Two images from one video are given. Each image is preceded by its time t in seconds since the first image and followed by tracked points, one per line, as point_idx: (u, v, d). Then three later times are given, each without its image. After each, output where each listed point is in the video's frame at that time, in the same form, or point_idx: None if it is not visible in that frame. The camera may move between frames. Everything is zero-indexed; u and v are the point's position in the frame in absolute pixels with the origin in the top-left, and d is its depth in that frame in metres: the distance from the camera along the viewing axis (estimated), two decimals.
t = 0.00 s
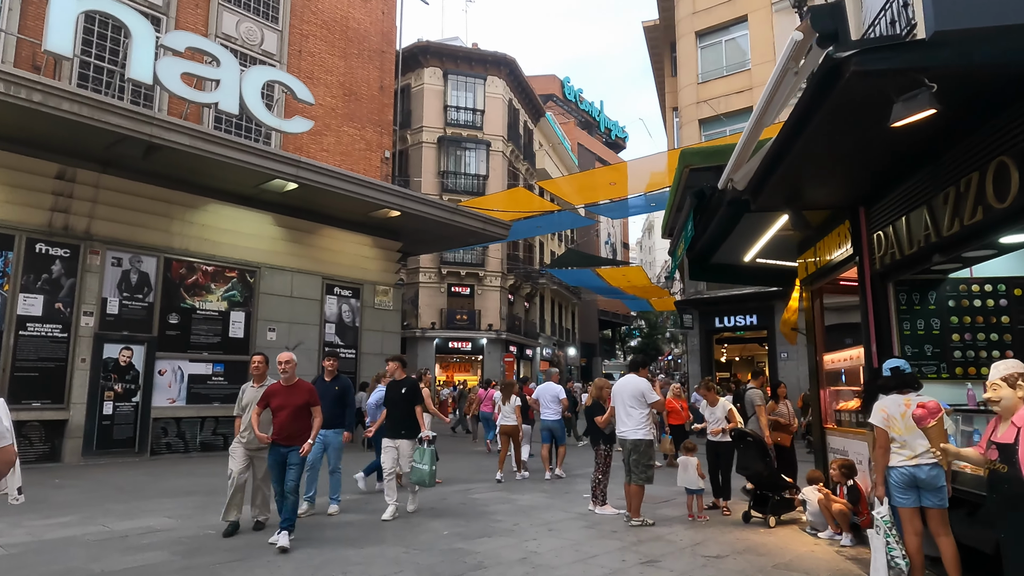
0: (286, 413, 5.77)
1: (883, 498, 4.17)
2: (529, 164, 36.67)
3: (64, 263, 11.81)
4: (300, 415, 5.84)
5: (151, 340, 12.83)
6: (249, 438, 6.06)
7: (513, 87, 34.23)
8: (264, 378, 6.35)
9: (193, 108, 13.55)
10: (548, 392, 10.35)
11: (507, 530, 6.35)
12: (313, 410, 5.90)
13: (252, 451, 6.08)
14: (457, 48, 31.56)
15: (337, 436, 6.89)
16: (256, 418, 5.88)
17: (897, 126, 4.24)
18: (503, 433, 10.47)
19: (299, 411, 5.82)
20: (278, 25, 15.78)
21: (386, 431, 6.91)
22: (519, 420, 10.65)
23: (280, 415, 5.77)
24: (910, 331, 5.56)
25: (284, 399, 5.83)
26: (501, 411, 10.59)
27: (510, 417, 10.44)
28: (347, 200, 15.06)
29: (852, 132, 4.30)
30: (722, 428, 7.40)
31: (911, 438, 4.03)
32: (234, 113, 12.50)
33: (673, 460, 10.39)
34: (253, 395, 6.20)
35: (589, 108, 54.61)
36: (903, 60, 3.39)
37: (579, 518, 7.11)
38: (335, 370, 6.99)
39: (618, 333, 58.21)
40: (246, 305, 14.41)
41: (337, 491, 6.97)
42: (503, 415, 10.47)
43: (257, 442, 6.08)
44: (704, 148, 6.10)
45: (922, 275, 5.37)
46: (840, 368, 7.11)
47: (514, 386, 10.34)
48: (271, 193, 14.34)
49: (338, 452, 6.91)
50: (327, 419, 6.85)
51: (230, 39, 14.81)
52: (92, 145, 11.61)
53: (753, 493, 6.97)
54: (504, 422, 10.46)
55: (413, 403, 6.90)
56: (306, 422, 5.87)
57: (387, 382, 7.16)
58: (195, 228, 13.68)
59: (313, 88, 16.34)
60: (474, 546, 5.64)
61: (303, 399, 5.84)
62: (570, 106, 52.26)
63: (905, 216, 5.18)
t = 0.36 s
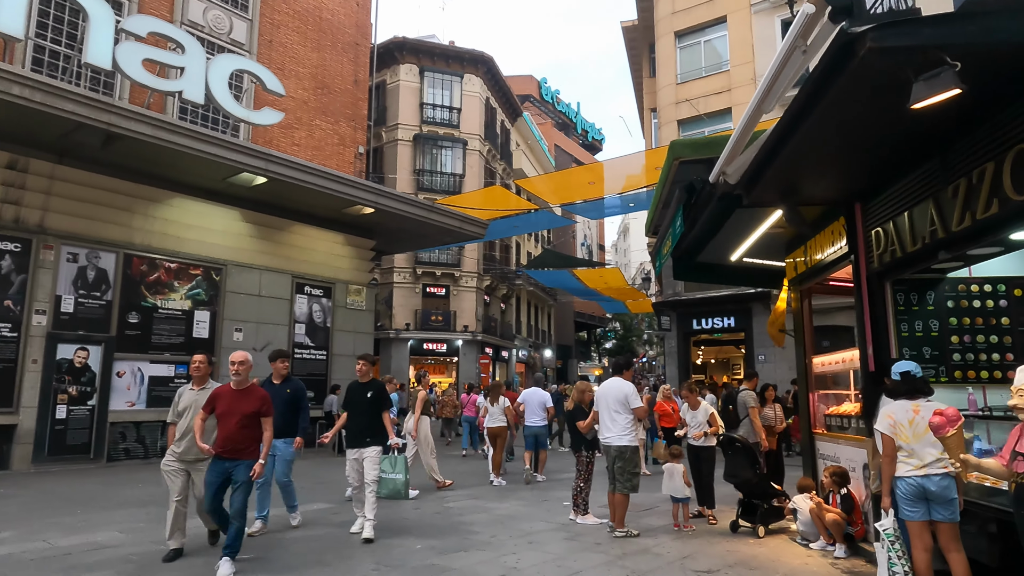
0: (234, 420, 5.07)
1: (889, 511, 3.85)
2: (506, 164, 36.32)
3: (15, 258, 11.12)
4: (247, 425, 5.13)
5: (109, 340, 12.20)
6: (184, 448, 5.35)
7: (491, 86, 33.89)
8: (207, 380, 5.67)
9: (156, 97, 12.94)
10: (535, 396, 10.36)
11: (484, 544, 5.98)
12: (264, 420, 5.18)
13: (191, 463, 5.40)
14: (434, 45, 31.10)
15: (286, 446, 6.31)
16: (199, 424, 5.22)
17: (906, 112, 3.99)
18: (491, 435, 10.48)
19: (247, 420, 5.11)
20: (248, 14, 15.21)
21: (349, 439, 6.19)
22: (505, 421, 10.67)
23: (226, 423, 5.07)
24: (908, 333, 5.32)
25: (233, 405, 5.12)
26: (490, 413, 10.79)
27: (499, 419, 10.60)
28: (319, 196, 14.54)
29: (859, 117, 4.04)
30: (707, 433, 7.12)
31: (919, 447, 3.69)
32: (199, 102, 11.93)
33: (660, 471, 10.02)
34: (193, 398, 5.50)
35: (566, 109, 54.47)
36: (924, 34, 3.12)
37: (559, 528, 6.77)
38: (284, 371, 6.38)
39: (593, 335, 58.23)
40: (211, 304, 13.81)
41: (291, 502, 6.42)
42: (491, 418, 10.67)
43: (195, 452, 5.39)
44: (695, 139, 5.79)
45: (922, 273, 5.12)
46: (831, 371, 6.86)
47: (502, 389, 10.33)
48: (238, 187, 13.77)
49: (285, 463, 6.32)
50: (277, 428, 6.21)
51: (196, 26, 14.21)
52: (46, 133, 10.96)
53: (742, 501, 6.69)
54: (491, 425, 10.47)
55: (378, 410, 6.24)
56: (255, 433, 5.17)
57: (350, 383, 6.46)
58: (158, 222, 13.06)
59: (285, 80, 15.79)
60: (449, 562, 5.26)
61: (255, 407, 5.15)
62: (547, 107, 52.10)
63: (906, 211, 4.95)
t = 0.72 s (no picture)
0: (157, 417, 4.38)
1: (887, 509, 3.68)
2: (476, 159, 35.89)
3: None
4: (173, 424, 4.42)
5: (52, 333, 11.50)
6: (102, 454, 4.75)
7: (461, 80, 33.43)
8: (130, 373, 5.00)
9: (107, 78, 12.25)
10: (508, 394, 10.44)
11: (448, 549, 5.62)
12: (193, 419, 4.49)
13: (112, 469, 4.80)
14: (404, 36, 30.51)
15: (226, 446, 5.45)
16: (114, 423, 4.45)
17: (905, 83, 3.77)
18: (463, 432, 10.40)
19: (172, 419, 4.42)
20: None
21: (303, 438, 5.69)
22: (477, 418, 10.61)
23: (147, 420, 4.37)
24: (892, 326, 5.13)
25: (155, 399, 4.42)
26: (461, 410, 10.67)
27: (472, 416, 10.49)
28: (280, 185, 13.96)
29: (854, 87, 3.81)
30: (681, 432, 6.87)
31: (918, 443, 3.48)
32: (151, 83, 11.29)
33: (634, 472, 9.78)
34: (111, 395, 4.88)
35: (537, 107, 54.23)
36: None
37: (528, 531, 6.43)
38: (229, 364, 5.61)
39: (562, 334, 58.24)
40: (164, 296, 13.15)
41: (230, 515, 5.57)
42: (464, 414, 10.53)
43: (115, 456, 4.79)
44: (675, 122, 5.50)
45: (907, 262, 4.92)
46: (810, 366, 6.66)
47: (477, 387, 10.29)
48: (194, 174, 13.11)
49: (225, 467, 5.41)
50: (217, 426, 5.44)
51: (151, 4, 13.51)
52: None
53: (718, 501, 6.45)
54: (464, 422, 10.40)
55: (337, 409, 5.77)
56: (182, 433, 4.47)
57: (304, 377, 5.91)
58: (108, 209, 12.37)
59: (245, 64, 15.15)
60: (410, 571, 4.89)
61: (182, 401, 4.45)
62: (517, 104, 51.82)
63: (894, 197, 4.76)
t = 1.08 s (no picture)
0: (48, 425, 3.79)
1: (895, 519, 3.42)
2: (444, 154, 35.34)
3: None
4: (69, 431, 3.84)
5: None
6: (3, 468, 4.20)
7: (430, 73, 32.86)
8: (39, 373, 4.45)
9: (52, 55, 11.45)
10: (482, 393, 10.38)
11: (416, 563, 5.23)
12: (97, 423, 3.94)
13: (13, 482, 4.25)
14: (372, 26, 29.80)
15: (167, 456, 4.88)
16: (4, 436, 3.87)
17: (915, 64, 3.54)
18: (437, 433, 10.11)
19: (63, 428, 3.82)
20: None
21: (248, 447, 5.06)
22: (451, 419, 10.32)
23: (37, 428, 3.79)
24: (886, 325, 4.93)
25: (47, 402, 3.84)
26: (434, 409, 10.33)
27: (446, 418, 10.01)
28: (240, 173, 13.29)
29: (865, 65, 3.55)
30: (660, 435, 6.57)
31: (938, 452, 3.19)
32: (99, 61, 10.57)
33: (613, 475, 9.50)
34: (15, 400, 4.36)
35: (507, 102, 53.80)
36: None
37: (499, 540, 6.07)
38: (174, 361, 5.01)
39: (529, 331, 58.05)
40: (113, 290, 12.42)
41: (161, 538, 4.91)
42: (437, 414, 10.07)
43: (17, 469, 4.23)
44: (663, 107, 5.16)
45: (905, 257, 4.69)
46: (794, 366, 6.45)
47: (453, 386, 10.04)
48: (148, 160, 12.39)
49: (164, 480, 4.86)
50: (154, 432, 4.85)
51: None
52: None
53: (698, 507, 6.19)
54: (438, 422, 10.12)
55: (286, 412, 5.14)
56: (81, 443, 3.87)
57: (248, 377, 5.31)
58: (53, 196, 11.59)
59: (204, 47, 14.42)
60: None
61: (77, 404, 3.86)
62: (487, 99, 51.34)
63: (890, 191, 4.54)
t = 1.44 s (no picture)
0: None
1: (919, 528, 3.17)
2: (412, 150, 34.73)
3: None
4: None
5: None
6: None
7: (398, 66, 32.27)
8: None
9: None
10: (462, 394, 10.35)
11: None
12: None
13: None
14: (339, 17, 29.07)
15: (100, 472, 4.25)
16: None
17: (932, 44, 3.33)
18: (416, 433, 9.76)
19: None
20: None
21: (176, 458, 4.25)
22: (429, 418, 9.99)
23: None
24: (882, 324, 4.73)
25: None
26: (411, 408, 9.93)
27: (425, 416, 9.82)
28: (198, 162, 12.64)
29: (885, 43, 3.30)
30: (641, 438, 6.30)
31: (967, 459, 3.05)
32: (44, 37, 9.86)
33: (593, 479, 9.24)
34: None
35: (475, 100, 53.33)
36: None
37: (474, 550, 5.73)
38: (102, 357, 4.30)
39: (495, 330, 57.82)
40: (59, 283, 11.67)
41: (96, 561, 4.33)
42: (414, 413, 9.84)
43: None
44: (654, 93, 4.88)
45: (906, 253, 4.48)
46: (780, 366, 6.26)
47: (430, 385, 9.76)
48: (99, 145, 11.66)
49: (97, 501, 4.26)
50: (79, 442, 4.18)
51: None
52: None
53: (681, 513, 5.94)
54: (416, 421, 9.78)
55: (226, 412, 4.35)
56: None
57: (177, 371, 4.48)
58: None
59: (161, 29, 13.70)
60: None
61: None
62: (455, 96, 50.82)
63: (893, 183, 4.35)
